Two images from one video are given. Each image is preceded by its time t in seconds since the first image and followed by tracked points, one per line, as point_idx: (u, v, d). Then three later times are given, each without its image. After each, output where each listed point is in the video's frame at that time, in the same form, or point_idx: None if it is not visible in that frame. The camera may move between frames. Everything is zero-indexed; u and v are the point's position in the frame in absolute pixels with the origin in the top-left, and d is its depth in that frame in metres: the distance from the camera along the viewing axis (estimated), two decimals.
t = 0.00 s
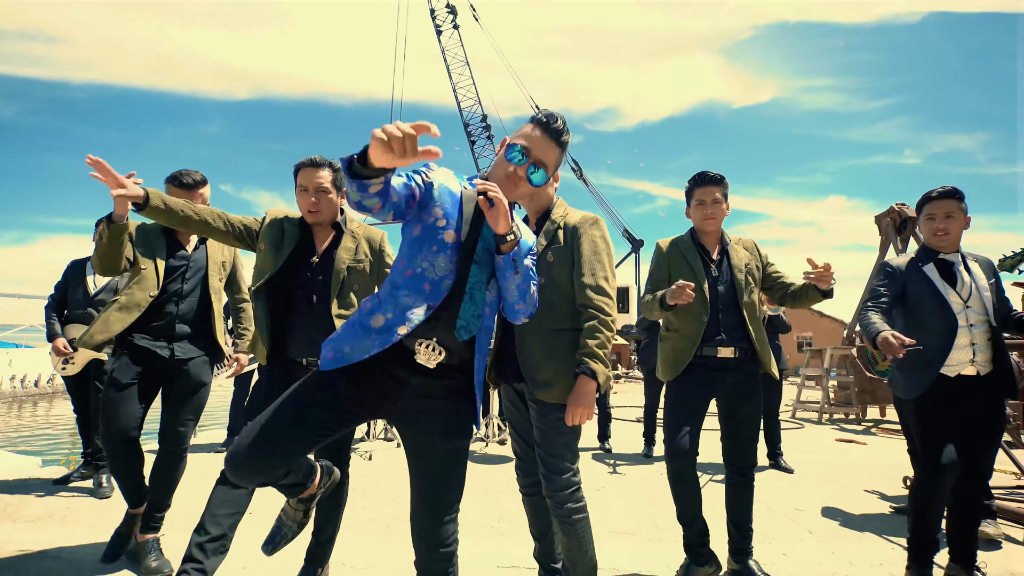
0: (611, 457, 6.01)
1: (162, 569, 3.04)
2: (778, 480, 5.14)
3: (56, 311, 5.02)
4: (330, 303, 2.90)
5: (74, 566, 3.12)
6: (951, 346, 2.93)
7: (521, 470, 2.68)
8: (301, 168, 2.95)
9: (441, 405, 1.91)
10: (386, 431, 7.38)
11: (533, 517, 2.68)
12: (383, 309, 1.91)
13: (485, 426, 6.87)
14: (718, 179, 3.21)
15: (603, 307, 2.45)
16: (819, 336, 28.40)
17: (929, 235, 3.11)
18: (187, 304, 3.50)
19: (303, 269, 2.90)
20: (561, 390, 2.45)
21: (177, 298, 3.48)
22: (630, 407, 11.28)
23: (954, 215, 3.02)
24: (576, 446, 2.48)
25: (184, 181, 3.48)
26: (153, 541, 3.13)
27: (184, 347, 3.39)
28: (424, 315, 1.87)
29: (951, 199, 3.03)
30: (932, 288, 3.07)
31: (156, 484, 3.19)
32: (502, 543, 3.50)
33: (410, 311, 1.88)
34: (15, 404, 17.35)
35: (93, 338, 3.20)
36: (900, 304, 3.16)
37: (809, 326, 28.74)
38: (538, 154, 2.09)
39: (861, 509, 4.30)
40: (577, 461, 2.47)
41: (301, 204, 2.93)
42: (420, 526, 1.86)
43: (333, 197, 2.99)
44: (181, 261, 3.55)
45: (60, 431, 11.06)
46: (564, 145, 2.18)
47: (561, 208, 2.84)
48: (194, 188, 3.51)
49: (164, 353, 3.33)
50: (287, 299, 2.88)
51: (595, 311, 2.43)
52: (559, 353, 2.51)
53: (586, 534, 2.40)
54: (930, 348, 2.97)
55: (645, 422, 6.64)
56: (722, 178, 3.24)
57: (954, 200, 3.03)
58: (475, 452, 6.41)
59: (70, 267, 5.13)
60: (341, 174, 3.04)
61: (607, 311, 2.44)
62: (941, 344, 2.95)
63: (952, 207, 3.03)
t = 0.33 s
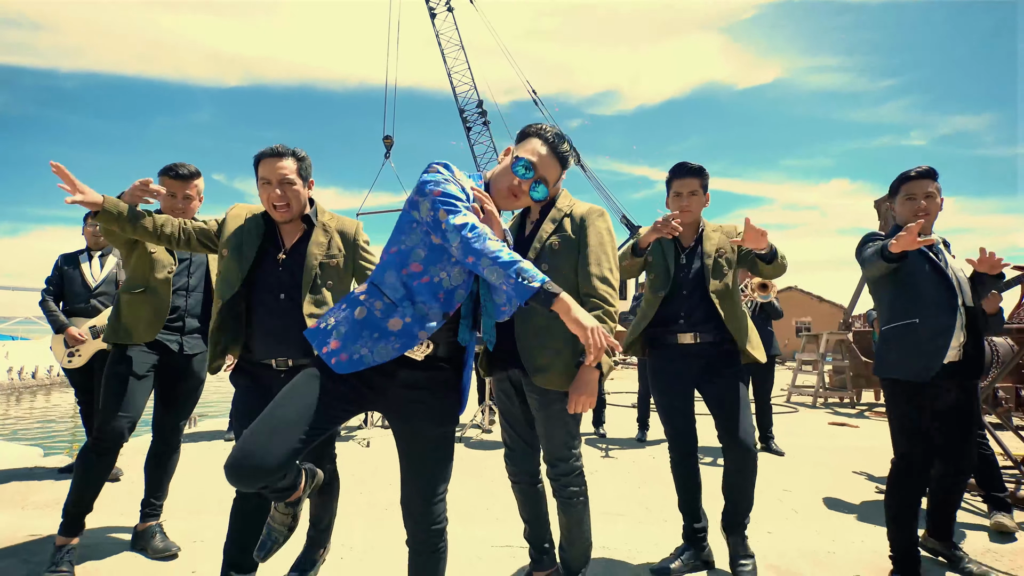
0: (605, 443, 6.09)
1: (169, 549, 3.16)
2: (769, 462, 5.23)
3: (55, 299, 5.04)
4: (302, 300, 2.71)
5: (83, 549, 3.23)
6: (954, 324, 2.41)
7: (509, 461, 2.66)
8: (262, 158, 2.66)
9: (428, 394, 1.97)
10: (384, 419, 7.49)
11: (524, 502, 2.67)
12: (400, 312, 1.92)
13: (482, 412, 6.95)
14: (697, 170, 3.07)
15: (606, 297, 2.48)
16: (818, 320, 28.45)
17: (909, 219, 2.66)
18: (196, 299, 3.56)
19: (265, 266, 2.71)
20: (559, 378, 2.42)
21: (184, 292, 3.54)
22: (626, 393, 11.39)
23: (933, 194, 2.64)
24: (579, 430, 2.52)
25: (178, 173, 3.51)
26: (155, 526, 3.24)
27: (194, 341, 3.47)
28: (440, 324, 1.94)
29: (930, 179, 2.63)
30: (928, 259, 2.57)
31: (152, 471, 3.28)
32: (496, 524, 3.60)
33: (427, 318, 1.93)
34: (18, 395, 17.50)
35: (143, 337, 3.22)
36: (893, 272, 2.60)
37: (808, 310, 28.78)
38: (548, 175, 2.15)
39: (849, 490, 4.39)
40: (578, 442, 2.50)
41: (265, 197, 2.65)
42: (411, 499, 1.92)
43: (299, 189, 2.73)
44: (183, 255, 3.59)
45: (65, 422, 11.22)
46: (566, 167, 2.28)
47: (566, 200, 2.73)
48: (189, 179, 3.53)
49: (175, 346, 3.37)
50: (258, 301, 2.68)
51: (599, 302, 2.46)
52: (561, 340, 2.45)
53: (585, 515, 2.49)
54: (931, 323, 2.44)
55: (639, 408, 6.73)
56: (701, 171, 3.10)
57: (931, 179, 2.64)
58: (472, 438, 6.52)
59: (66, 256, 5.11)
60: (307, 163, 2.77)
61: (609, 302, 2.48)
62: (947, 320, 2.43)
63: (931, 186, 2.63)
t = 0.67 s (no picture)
0: (601, 428, 6.25)
1: (181, 532, 3.33)
2: (761, 446, 5.37)
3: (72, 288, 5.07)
4: (274, 295, 2.56)
5: (100, 532, 3.39)
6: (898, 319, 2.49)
7: (498, 453, 2.60)
8: (224, 140, 2.55)
9: (426, 389, 2.10)
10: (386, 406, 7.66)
11: (513, 488, 2.62)
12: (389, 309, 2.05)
13: (482, 399, 7.10)
14: (687, 159, 2.97)
15: (623, 295, 2.36)
16: (819, 308, 28.50)
17: (882, 207, 2.75)
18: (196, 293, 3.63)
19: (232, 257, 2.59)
20: (573, 372, 2.32)
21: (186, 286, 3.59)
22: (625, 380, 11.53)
23: (909, 183, 2.67)
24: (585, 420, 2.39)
25: (177, 167, 3.54)
26: (167, 509, 3.39)
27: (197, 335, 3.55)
28: (427, 318, 2.06)
29: (907, 167, 2.64)
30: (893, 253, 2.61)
31: (158, 463, 3.33)
32: (493, 506, 3.75)
33: (414, 314, 2.05)
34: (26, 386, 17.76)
35: (132, 324, 3.17)
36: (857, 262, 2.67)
37: (809, 298, 28.82)
38: (507, 157, 2.15)
39: (837, 473, 4.51)
40: (582, 435, 2.37)
41: (230, 181, 2.54)
42: (409, 490, 2.07)
43: (266, 172, 2.60)
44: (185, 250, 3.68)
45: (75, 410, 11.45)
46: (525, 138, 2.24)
47: (577, 199, 2.62)
48: (189, 173, 3.55)
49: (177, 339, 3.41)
50: (230, 295, 2.57)
51: (616, 301, 2.33)
52: (572, 335, 2.37)
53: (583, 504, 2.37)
54: (876, 316, 2.54)
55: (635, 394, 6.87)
56: (692, 159, 2.97)
57: (910, 168, 2.65)
58: (472, 424, 6.67)
59: (89, 247, 5.19)
60: (274, 144, 2.64)
61: (624, 300, 2.35)
62: (891, 315, 2.50)
63: (908, 175, 2.66)
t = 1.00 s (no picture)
0: (596, 416, 6.36)
1: (186, 518, 3.43)
2: (752, 432, 5.49)
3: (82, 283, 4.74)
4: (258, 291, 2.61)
5: (108, 519, 3.50)
6: (880, 303, 2.60)
7: (490, 442, 2.66)
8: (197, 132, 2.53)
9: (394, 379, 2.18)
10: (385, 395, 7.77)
11: (505, 474, 2.71)
12: (338, 298, 2.22)
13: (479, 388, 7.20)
14: (677, 141, 2.96)
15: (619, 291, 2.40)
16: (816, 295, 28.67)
17: (854, 200, 2.83)
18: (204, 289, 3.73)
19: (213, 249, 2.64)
20: (572, 367, 2.39)
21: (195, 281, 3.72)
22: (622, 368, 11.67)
23: (878, 176, 2.76)
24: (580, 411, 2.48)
25: (172, 163, 3.58)
26: (173, 496, 3.49)
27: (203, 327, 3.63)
28: (376, 288, 2.20)
29: (875, 160, 2.73)
30: (866, 239, 2.73)
31: (165, 451, 3.40)
32: (489, 491, 3.85)
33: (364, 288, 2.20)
34: (26, 378, 17.83)
35: (143, 319, 3.29)
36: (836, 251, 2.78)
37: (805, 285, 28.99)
38: (428, 138, 2.31)
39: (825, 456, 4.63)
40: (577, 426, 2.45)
41: (206, 176, 2.54)
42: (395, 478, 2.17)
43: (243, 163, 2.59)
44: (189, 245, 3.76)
45: (78, 403, 11.51)
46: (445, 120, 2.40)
47: (571, 192, 2.67)
48: (184, 169, 3.59)
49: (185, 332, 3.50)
50: (214, 291, 2.63)
51: (611, 295, 2.37)
52: (570, 334, 2.43)
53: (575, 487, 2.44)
54: (859, 303, 2.63)
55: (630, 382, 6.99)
56: (683, 141, 2.96)
57: (877, 161, 2.74)
58: (470, 412, 6.79)
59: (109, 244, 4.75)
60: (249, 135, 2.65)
61: (620, 294, 2.38)
62: (873, 300, 2.60)
63: (876, 169, 2.74)
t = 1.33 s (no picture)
0: (591, 407, 6.49)
1: (191, 507, 3.55)
2: (742, 422, 5.62)
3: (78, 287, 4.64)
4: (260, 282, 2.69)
5: (115, 509, 3.61)
6: (854, 296, 2.71)
7: (489, 430, 2.78)
8: (195, 129, 2.62)
9: (358, 369, 2.39)
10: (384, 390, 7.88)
11: (501, 459, 2.82)
12: (292, 296, 2.51)
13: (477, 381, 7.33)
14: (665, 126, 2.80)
15: (600, 279, 2.48)
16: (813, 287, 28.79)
17: (836, 193, 2.92)
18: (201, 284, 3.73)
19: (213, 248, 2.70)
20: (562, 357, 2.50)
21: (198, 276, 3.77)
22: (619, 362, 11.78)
23: (858, 169, 2.84)
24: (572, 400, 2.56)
25: (170, 160, 3.65)
26: (177, 487, 3.60)
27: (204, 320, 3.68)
28: (315, 294, 2.47)
29: (855, 153, 2.83)
30: (843, 233, 2.83)
31: (169, 444, 3.50)
32: (483, 480, 3.96)
33: (307, 293, 2.48)
34: (26, 377, 17.90)
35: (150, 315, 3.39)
36: (813, 246, 2.89)
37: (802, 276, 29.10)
38: (365, 137, 2.53)
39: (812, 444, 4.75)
40: (570, 413, 2.55)
41: (204, 170, 2.64)
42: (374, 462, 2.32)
43: (239, 158, 2.71)
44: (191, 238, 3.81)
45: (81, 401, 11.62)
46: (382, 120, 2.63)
47: (557, 183, 2.76)
48: (181, 165, 3.66)
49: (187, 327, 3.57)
50: (215, 284, 2.72)
51: (593, 283, 2.46)
52: (557, 326, 2.53)
53: (565, 470, 2.54)
54: (833, 296, 2.75)
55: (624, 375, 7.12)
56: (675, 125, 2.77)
57: (858, 155, 2.83)
58: (467, 405, 6.91)
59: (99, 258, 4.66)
60: (245, 131, 2.74)
61: (602, 282, 2.47)
62: (846, 294, 2.72)
63: (856, 161, 2.83)
